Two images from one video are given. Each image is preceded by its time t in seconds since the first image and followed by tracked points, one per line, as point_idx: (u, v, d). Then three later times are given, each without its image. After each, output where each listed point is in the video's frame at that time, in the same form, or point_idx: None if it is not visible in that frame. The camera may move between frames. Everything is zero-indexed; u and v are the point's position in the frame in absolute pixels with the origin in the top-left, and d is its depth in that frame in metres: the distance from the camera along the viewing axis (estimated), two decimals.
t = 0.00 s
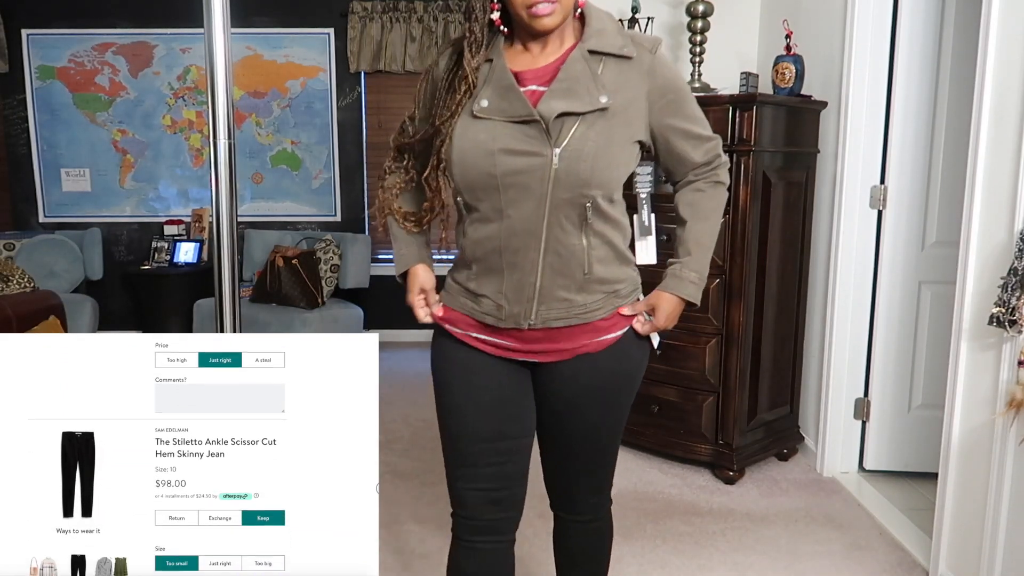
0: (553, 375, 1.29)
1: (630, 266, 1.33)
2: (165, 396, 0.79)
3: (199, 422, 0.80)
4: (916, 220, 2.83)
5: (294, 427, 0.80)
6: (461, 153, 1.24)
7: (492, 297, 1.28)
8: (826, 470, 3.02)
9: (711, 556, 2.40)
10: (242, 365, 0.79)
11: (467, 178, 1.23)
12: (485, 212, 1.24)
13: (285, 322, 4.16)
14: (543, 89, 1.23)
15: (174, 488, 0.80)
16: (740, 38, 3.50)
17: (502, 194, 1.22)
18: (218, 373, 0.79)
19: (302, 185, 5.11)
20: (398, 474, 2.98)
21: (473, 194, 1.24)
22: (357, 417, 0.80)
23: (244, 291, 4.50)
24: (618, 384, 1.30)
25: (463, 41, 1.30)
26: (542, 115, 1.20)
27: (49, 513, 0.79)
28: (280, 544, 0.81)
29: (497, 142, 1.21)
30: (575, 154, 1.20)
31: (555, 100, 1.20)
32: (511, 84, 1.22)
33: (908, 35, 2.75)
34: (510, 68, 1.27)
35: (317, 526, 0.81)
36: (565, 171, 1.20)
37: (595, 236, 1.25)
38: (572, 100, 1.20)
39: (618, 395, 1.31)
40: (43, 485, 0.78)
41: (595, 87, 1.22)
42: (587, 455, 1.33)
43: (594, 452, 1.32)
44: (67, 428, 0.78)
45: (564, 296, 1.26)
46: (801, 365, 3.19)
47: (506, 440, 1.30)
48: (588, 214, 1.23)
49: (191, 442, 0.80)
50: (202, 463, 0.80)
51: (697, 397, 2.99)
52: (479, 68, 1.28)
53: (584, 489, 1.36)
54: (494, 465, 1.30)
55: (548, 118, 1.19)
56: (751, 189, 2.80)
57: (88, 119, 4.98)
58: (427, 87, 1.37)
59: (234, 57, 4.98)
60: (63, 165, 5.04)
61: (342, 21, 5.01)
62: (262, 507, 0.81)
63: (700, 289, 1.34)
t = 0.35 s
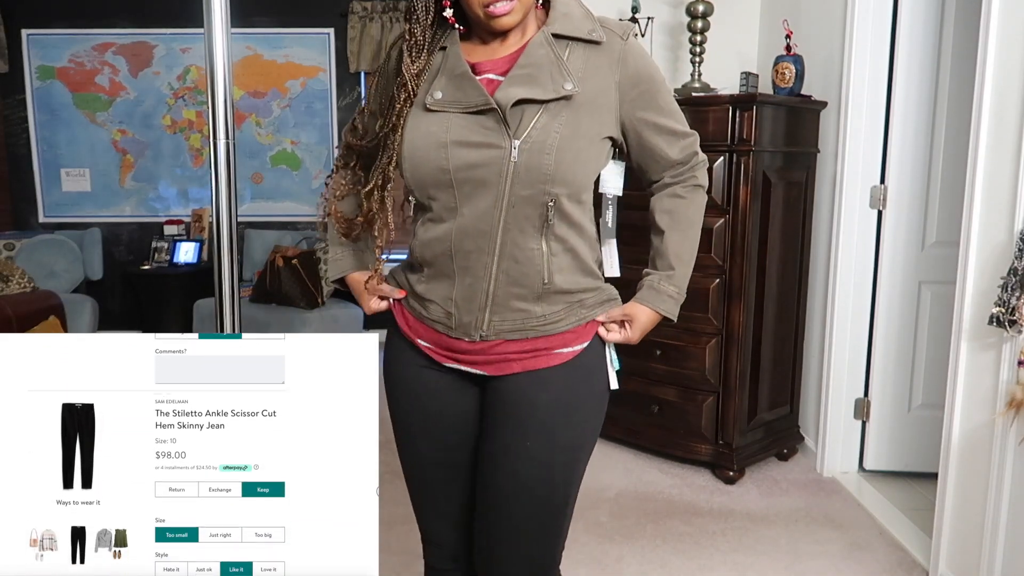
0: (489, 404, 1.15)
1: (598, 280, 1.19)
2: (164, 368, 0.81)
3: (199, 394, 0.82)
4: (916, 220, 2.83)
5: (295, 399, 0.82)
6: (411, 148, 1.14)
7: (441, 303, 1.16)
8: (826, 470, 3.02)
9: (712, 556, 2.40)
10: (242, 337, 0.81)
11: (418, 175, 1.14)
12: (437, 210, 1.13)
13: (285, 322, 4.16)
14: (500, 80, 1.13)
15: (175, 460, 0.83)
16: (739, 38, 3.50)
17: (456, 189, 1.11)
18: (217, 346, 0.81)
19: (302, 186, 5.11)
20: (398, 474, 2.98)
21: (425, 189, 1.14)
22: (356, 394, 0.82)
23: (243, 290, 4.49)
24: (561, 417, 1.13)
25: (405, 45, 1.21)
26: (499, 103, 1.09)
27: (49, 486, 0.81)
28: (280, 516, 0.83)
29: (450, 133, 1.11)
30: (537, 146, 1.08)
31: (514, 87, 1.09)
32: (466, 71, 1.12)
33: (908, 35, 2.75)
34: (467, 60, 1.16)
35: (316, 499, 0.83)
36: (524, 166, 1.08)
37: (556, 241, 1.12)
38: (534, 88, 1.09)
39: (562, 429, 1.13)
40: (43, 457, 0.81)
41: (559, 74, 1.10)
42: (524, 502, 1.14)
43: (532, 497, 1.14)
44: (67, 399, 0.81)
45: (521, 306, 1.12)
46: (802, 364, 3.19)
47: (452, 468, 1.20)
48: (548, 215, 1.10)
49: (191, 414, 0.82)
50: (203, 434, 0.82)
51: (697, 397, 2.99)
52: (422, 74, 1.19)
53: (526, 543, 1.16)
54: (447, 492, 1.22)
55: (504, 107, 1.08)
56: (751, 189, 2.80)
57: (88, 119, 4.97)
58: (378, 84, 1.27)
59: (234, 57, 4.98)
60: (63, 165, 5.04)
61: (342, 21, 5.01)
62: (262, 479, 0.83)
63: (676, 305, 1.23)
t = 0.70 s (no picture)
0: (487, 410, 1.15)
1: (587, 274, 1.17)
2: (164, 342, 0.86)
3: (199, 366, 0.87)
4: (916, 219, 2.83)
5: (293, 371, 0.88)
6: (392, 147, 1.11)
7: (425, 304, 1.14)
8: (826, 470, 3.02)
9: (711, 555, 2.41)
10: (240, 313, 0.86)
11: (398, 172, 1.12)
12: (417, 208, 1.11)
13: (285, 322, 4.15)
14: (479, 68, 1.11)
15: (174, 431, 0.87)
16: (740, 38, 3.50)
17: (437, 186, 1.09)
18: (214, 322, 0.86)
19: (302, 185, 5.11)
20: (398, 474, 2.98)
21: (406, 187, 1.12)
22: (354, 373, 0.88)
23: (243, 290, 4.49)
24: (561, 420, 1.13)
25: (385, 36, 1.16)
26: (474, 95, 1.07)
27: (49, 458, 0.86)
28: (280, 487, 0.88)
29: (428, 127, 1.09)
30: (517, 139, 1.06)
31: (492, 76, 1.07)
32: (439, 61, 1.10)
33: (908, 35, 2.75)
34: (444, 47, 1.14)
35: (315, 470, 0.88)
36: (505, 160, 1.06)
37: (539, 238, 1.11)
38: (513, 76, 1.07)
39: (562, 433, 1.13)
40: (47, 428, 0.86)
41: (541, 60, 1.08)
42: (529, 505, 1.15)
43: (537, 501, 1.15)
44: (68, 371, 0.86)
45: (506, 307, 1.11)
46: (802, 363, 3.19)
47: (451, 477, 1.20)
48: (531, 211, 1.08)
49: (191, 386, 0.87)
50: (202, 405, 0.87)
51: (697, 397, 2.99)
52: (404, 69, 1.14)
53: (536, 545, 1.17)
54: (448, 501, 1.22)
55: (480, 99, 1.06)
56: (751, 189, 2.80)
57: (88, 119, 4.98)
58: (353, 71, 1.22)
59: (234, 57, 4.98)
60: (63, 165, 5.04)
61: (342, 21, 5.00)
62: (262, 451, 0.88)
63: (676, 290, 1.24)
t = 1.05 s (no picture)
0: (476, 413, 1.15)
1: (577, 279, 1.17)
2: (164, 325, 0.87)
3: (199, 344, 0.88)
4: (916, 219, 2.83)
5: (293, 350, 0.89)
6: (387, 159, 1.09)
7: (416, 305, 1.15)
8: (826, 470, 3.02)
9: (711, 555, 2.41)
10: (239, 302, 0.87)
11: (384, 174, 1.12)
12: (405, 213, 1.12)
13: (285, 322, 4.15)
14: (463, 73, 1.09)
15: (174, 409, 0.89)
16: (740, 38, 3.50)
17: (424, 192, 1.09)
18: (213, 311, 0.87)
19: (302, 185, 5.10)
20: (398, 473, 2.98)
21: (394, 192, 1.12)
22: (354, 359, 0.89)
23: (243, 290, 4.49)
24: (550, 423, 1.13)
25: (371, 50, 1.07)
26: (457, 102, 1.06)
27: (49, 436, 0.88)
28: (280, 465, 0.89)
29: (413, 133, 1.09)
30: (501, 145, 1.06)
31: (476, 82, 1.07)
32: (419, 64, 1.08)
33: (908, 35, 2.74)
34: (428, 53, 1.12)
35: (316, 449, 0.89)
36: (488, 166, 1.06)
37: (527, 244, 1.10)
38: (497, 82, 1.07)
39: (552, 435, 1.13)
40: (47, 406, 0.87)
41: (525, 65, 1.07)
42: (519, 508, 1.15)
43: (528, 503, 1.14)
44: (67, 348, 0.87)
45: (492, 313, 1.11)
46: (802, 362, 3.19)
47: (443, 479, 1.20)
48: (516, 218, 1.08)
49: (191, 363, 0.88)
50: (202, 383, 0.89)
51: (697, 397, 2.99)
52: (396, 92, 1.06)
53: (528, 548, 1.17)
54: (440, 503, 1.22)
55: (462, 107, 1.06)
56: (751, 189, 2.80)
57: (88, 119, 4.97)
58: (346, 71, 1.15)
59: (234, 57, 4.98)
60: (63, 166, 5.06)
61: (342, 21, 5.00)
62: (262, 429, 0.89)
63: (662, 283, 1.23)
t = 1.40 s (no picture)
0: (468, 415, 1.15)
1: (570, 280, 1.17)
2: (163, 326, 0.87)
3: (198, 344, 0.88)
4: (916, 219, 2.83)
5: (292, 350, 0.89)
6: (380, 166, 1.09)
7: (409, 311, 1.15)
8: (826, 470, 3.02)
9: (711, 555, 2.41)
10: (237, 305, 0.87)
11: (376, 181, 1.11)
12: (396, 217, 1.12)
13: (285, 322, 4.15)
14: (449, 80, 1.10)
15: (174, 409, 0.89)
16: (740, 38, 3.50)
17: (413, 196, 1.09)
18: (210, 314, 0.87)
19: (302, 185, 5.10)
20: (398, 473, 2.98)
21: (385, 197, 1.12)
22: (353, 363, 0.89)
23: (243, 290, 4.48)
24: (542, 425, 1.13)
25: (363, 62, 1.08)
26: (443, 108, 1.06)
27: (50, 436, 0.88)
28: (280, 465, 0.89)
29: (401, 138, 1.09)
30: (489, 148, 1.06)
31: (464, 86, 1.07)
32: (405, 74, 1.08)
33: (908, 35, 2.74)
34: (415, 61, 1.12)
35: (315, 449, 0.89)
36: (477, 169, 1.06)
37: (517, 246, 1.10)
38: (484, 86, 1.07)
39: (544, 437, 1.14)
40: (46, 405, 0.87)
41: (511, 70, 1.07)
42: (510, 509, 1.15)
43: (519, 505, 1.14)
44: (67, 349, 0.87)
45: (485, 315, 1.11)
46: (802, 362, 3.19)
47: (435, 482, 1.20)
48: (505, 220, 1.08)
49: (191, 363, 0.88)
50: (202, 383, 0.89)
51: (697, 397, 2.99)
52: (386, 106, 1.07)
53: (519, 550, 1.17)
54: (432, 505, 1.22)
55: (449, 111, 1.06)
56: (751, 189, 2.80)
57: (88, 119, 4.97)
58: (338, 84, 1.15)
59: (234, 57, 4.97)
60: (63, 165, 5.05)
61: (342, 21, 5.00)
62: (262, 429, 0.89)
63: (647, 288, 1.25)
